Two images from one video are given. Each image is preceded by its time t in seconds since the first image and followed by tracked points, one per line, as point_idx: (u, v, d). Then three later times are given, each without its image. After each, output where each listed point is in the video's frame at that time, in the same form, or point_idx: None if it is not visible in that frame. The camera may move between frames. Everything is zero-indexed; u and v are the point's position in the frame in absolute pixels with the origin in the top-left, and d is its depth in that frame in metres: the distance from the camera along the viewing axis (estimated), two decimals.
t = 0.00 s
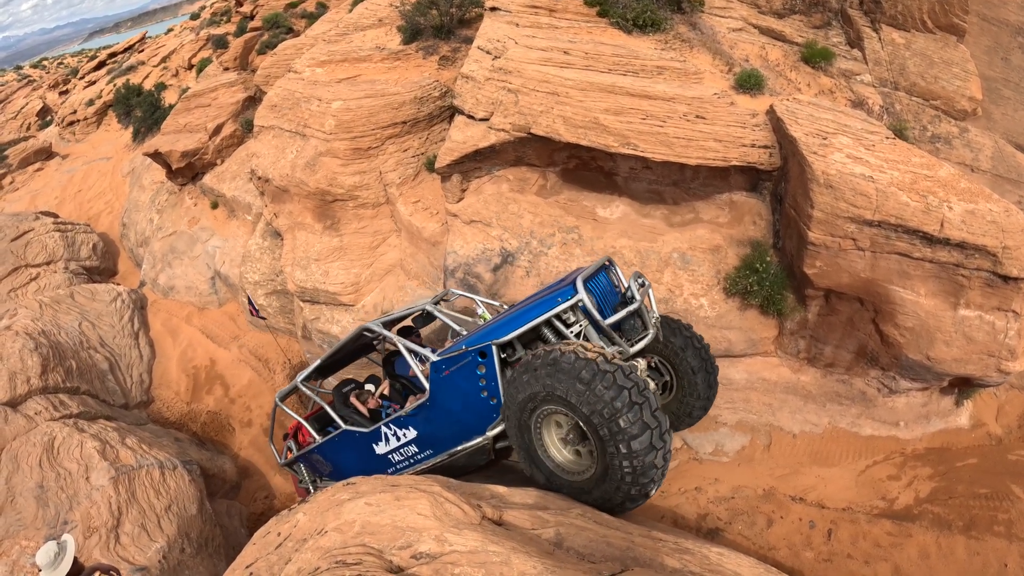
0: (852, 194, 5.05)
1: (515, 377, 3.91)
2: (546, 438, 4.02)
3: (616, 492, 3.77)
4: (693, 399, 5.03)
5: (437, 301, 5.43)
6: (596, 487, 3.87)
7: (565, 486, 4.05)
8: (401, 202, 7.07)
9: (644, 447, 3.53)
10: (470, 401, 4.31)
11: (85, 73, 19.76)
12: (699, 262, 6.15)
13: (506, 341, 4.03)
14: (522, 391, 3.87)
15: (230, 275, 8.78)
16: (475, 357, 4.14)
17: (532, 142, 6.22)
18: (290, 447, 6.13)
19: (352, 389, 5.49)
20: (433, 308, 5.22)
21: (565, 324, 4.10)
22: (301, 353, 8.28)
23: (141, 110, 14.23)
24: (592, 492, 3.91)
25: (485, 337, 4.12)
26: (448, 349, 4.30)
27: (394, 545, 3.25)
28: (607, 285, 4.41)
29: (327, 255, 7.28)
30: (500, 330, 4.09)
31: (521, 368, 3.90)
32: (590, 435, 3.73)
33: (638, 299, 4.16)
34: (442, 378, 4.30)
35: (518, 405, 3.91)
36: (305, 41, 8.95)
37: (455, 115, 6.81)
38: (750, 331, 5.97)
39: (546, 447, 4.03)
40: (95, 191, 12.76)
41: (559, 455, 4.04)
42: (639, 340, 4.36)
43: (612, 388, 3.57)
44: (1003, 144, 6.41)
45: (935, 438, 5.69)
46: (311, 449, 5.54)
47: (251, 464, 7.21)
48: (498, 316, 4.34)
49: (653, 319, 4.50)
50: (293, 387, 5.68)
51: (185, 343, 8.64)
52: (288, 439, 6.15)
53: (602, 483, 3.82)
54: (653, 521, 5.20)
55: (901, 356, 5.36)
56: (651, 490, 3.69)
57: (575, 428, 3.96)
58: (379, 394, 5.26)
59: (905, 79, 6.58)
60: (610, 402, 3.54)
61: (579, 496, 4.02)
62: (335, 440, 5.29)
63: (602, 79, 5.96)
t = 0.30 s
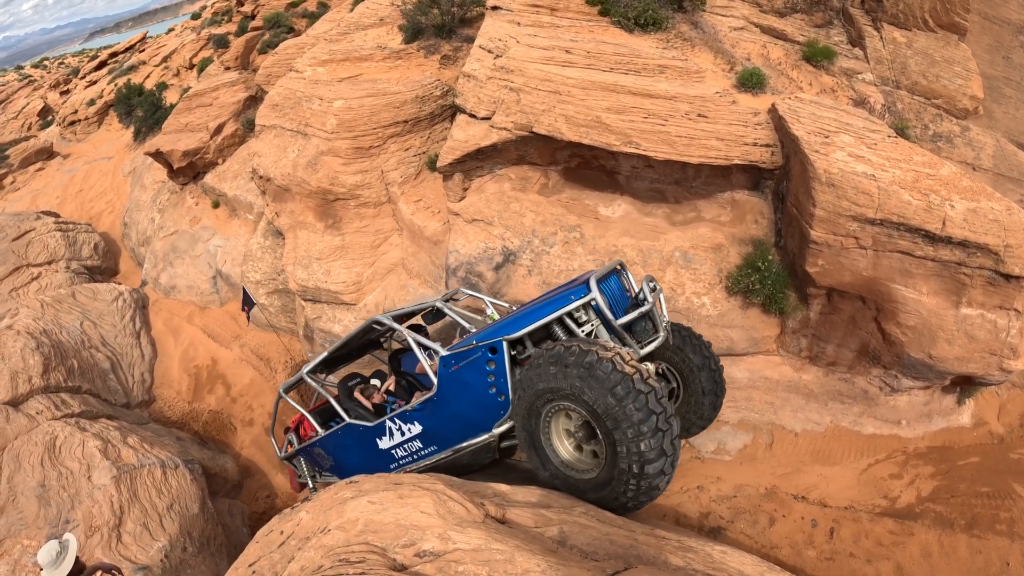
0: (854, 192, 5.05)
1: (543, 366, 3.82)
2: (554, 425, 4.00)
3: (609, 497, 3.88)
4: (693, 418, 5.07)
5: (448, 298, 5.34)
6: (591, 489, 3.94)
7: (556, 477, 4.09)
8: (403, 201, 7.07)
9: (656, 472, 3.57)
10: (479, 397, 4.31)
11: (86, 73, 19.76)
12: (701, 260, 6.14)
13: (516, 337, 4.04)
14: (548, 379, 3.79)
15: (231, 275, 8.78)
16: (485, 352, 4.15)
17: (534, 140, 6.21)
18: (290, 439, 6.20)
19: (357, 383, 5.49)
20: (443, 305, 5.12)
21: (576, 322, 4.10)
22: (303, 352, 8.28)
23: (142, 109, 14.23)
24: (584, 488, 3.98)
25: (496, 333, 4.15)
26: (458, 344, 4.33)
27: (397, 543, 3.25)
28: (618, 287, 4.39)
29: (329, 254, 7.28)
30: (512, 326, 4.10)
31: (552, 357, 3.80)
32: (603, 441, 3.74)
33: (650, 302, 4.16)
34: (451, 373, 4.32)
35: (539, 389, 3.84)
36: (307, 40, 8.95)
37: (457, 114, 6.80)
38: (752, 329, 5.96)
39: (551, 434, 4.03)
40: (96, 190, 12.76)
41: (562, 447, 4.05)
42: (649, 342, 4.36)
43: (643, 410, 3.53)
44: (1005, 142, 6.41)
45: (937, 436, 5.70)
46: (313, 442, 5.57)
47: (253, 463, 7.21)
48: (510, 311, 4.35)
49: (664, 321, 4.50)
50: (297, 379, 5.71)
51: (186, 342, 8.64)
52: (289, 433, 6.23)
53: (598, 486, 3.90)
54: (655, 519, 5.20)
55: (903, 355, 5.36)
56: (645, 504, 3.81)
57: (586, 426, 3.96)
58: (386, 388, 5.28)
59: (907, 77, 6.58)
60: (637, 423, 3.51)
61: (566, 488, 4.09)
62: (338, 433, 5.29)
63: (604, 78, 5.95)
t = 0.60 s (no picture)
0: (854, 191, 5.05)
1: (579, 362, 3.69)
2: (568, 412, 3.93)
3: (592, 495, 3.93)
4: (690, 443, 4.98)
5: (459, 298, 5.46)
6: (579, 485, 3.96)
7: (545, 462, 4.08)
8: (403, 201, 7.07)
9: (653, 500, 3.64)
10: (487, 392, 4.28)
11: (86, 73, 19.76)
12: (701, 259, 6.13)
13: (528, 333, 4.04)
14: (583, 373, 3.68)
15: (232, 275, 8.78)
16: (496, 347, 4.15)
17: (534, 139, 6.21)
18: (291, 432, 6.30)
19: (364, 377, 5.55)
20: (455, 304, 5.24)
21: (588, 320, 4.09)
22: (303, 352, 8.28)
23: (142, 109, 14.24)
24: (569, 476, 3.99)
25: (508, 328, 4.15)
26: (469, 338, 4.33)
27: (397, 543, 3.25)
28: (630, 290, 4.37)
29: (329, 254, 7.28)
30: (525, 321, 4.10)
31: (595, 355, 3.67)
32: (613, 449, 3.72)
33: (662, 304, 4.12)
34: (460, 367, 4.32)
35: (569, 378, 3.71)
36: (306, 40, 8.94)
37: (457, 113, 6.80)
38: (752, 328, 5.96)
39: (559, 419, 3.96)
40: (96, 191, 12.77)
41: (565, 436, 4.00)
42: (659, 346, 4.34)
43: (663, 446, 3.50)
44: (1005, 141, 6.41)
45: (938, 435, 5.70)
46: (317, 434, 5.59)
47: (254, 463, 7.21)
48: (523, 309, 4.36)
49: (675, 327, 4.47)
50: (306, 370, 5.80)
51: (187, 342, 8.64)
52: (290, 426, 6.33)
53: (587, 484, 3.93)
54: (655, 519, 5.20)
55: (903, 353, 5.36)
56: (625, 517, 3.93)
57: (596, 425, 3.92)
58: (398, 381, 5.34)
59: (907, 76, 6.59)
60: (655, 456, 3.49)
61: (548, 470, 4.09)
62: (342, 426, 5.29)
63: (604, 77, 5.94)
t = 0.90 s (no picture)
0: (852, 189, 5.05)
1: (623, 375, 3.56)
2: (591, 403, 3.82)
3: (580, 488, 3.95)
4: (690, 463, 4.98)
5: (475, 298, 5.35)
6: (572, 477, 3.94)
7: (544, 442, 4.02)
8: (401, 201, 7.06)
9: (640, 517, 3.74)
10: (499, 388, 4.21)
11: (83, 74, 19.74)
12: (699, 258, 6.11)
13: (546, 331, 4.04)
14: (627, 384, 3.55)
15: (230, 276, 8.77)
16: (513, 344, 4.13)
17: (531, 139, 6.21)
18: (293, 423, 6.20)
19: (374, 369, 5.51)
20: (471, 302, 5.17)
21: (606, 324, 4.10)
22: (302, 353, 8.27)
23: (140, 111, 14.22)
24: (563, 461, 3.95)
25: (526, 326, 4.13)
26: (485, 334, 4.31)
27: (396, 544, 3.25)
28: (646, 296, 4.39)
29: (327, 255, 7.28)
30: (543, 319, 4.09)
31: (643, 374, 3.52)
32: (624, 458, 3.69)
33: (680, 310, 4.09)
34: (474, 362, 4.28)
35: (609, 382, 3.59)
36: (303, 41, 8.92)
37: (454, 114, 6.80)
38: (751, 327, 5.97)
39: (579, 407, 3.86)
40: (95, 192, 12.77)
41: (576, 424, 3.92)
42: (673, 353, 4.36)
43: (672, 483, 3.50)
44: (1003, 138, 6.42)
45: (937, 433, 5.71)
46: (321, 424, 5.53)
47: (254, 465, 7.21)
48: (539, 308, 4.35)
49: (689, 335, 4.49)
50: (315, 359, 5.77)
51: (186, 344, 8.64)
52: (293, 416, 6.23)
53: (577, 478, 3.94)
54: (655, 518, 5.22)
55: (902, 352, 5.37)
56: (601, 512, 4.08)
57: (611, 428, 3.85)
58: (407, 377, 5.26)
59: (904, 74, 6.60)
60: (661, 488, 3.50)
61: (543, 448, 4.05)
62: (348, 416, 5.23)
63: (601, 76, 5.94)
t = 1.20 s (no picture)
0: (846, 185, 5.06)
1: (667, 401, 3.49)
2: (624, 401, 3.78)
3: (576, 472, 3.99)
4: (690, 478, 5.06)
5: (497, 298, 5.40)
6: (576, 463, 3.96)
7: (559, 420, 4.02)
8: (395, 202, 7.04)
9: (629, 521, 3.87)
10: (518, 386, 4.20)
11: (75, 78, 19.62)
12: (694, 255, 6.10)
13: (569, 331, 4.08)
14: (672, 410, 3.48)
15: (225, 279, 8.73)
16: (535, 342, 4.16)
17: (524, 139, 6.20)
18: (300, 410, 6.23)
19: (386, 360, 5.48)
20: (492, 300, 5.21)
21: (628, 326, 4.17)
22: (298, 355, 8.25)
23: (132, 114, 14.15)
24: (571, 439, 3.96)
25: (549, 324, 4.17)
26: (507, 331, 4.34)
27: (393, 546, 3.24)
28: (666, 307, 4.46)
29: (322, 257, 7.26)
30: (567, 319, 4.13)
31: (691, 409, 3.44)
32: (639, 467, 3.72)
33: (704, 321, 4.13)
34: (494, 358, 4.28)
35: (654, 400, 3.52)
36: (295, 42, 8.88)
37: (448, 114, 6.78)
38: (747, 324, 5.98)
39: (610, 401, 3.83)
40: (88, 197, 12.72)
41: (601, 414, 3.89)
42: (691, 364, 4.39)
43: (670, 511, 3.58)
44: (996, 132, 6.45)
45: (934, 427, 5.72)
46: (328, 412, 5.46)
47: (251, 468, 7.18)
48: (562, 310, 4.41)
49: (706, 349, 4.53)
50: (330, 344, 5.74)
51: (181, 347, 8.61)
52: (301, 404, 6.23)
53: (576, 464, 3.97)
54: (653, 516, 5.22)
55: (899, 346, 5.41)
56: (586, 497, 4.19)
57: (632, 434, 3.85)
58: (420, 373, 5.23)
59: (897, 69, 6.62)
60: (665, 509, 3.58)
61: (555, 422, 4.04)
62: (357, 406, 5.17)
63: (594, 74, 5.93)
